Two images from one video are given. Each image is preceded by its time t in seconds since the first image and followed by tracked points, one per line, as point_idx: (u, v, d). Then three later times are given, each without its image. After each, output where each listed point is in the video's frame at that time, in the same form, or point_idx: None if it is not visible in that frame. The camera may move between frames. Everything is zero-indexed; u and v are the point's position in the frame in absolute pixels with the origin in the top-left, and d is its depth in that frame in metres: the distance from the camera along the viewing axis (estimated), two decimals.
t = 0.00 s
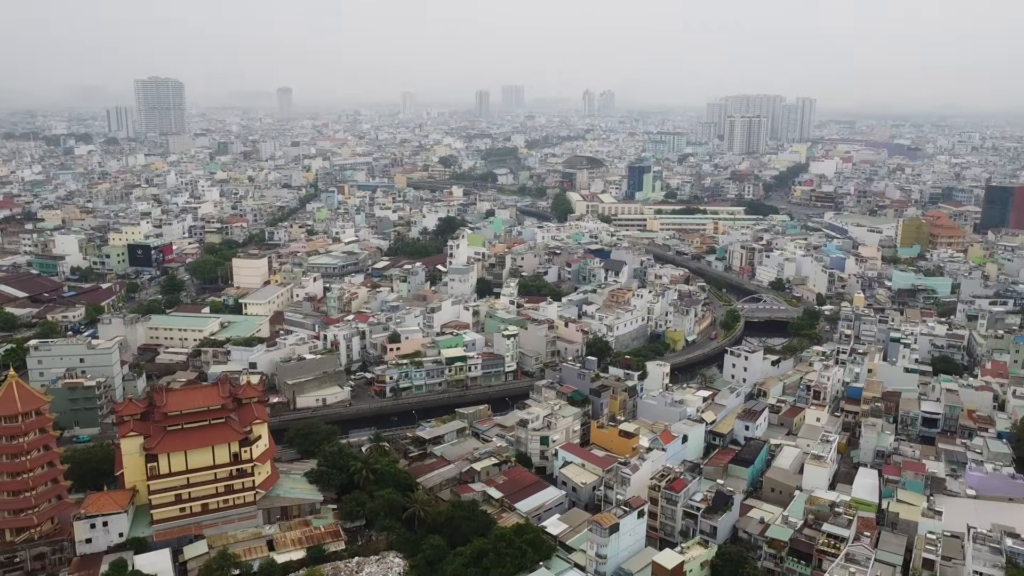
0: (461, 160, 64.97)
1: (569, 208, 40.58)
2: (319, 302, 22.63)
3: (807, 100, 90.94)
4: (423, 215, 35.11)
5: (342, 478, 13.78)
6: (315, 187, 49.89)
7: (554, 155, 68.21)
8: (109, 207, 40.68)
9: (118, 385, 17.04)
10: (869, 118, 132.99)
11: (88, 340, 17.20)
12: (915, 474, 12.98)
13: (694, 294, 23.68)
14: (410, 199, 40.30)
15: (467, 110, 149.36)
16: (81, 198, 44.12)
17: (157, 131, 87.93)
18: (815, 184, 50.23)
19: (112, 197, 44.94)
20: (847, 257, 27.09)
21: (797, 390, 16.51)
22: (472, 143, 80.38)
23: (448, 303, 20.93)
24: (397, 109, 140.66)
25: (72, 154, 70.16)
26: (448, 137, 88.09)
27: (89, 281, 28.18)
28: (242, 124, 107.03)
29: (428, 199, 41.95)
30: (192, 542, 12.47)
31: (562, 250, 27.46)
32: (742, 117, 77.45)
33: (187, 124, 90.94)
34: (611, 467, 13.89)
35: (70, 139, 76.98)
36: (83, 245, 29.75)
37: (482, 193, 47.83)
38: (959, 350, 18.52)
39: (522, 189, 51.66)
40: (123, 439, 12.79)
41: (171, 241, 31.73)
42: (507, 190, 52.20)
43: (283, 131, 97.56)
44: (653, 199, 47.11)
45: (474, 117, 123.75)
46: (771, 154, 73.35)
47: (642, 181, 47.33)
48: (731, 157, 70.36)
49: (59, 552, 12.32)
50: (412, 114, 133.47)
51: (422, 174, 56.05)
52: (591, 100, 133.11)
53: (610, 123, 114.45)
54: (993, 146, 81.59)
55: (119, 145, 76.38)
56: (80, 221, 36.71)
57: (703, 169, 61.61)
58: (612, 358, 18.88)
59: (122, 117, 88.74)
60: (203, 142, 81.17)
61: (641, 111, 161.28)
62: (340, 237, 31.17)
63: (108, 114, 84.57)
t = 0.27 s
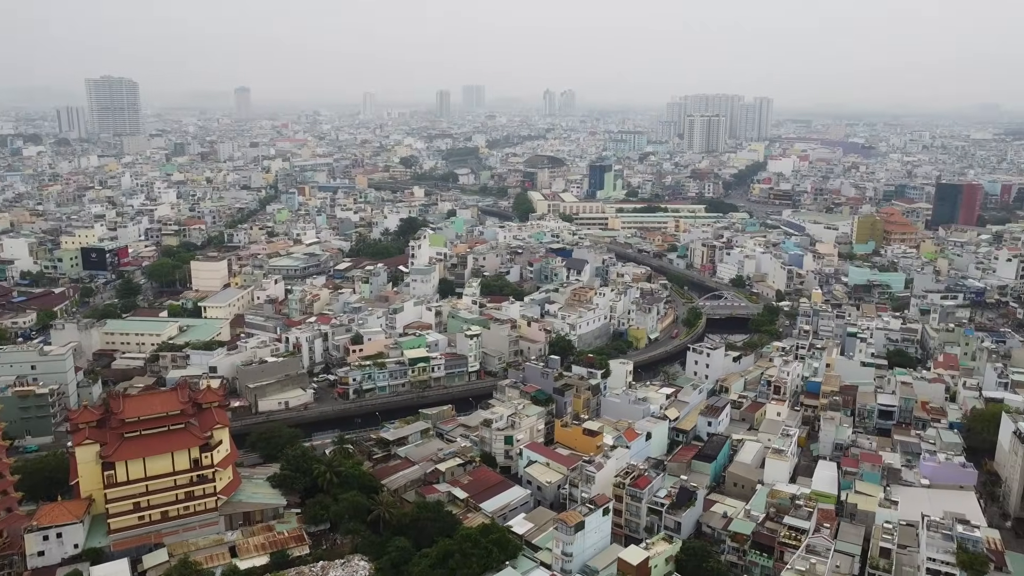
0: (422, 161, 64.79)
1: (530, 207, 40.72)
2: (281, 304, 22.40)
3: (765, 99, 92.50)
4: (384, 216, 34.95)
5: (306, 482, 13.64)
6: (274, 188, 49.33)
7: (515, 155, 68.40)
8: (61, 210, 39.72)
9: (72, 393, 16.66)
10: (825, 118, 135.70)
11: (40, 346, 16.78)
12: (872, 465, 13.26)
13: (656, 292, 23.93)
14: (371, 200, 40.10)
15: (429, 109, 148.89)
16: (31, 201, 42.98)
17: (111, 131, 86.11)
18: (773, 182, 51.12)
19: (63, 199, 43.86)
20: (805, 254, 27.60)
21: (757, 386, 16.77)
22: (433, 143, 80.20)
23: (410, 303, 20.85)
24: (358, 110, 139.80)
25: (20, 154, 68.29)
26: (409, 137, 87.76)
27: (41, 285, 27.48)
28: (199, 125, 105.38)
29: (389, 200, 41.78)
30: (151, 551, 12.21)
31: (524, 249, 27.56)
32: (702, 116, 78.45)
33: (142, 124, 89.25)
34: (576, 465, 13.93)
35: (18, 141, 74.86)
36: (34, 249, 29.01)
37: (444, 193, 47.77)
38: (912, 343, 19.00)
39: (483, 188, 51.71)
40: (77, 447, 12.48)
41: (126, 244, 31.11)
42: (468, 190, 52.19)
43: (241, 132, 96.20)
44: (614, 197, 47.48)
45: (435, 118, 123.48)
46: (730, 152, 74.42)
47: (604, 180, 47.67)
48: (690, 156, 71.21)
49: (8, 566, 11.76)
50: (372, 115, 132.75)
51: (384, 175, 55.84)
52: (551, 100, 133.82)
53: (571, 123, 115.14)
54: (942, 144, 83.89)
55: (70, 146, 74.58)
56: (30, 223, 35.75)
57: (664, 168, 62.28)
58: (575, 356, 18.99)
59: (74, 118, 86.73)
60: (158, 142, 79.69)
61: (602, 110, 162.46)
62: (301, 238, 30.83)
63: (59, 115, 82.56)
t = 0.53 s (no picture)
0: (384, 161, 64.53)
1: (492, 207, 40.78)
2: (241, 307, 22.12)
3: (724, 99, 93.90)
4: (346, 217, 34.72)
5: (269, 486, 13.48)
6: (233, 189, 48.71)
7: (477, 155, 68.46)
8: (10, 213, 38.65)
9: (24, 401, 16.22)
10: (783, 118, 138.06)
11: None
12: (831, 458, 13.51)
13: (618, 291, 24.12)
14: (332, 201, 39.81)
15: (391, 109, 148.15)
16: None
17: (62, 132, 84.16)
18: (733, 180, 51.88)
19: (13, 202, 42.69)
20: (765, 251, 28.07)
21: (720, 382, 17.00)
22: (395, 144, 79.86)
23: (373, 304, 20.74)
24: (319, 110, 138.67)
25: None
26: (370, 137, 87.26)
27: None
28: (155, 125, 103.55)
29: (351, 202, 41.53)
30: (110, 561, 11.93)
31: (487, 249, 27.60)
32: (662, 116, 79.33)
33: (96, 125, 87.39)
34: (541, 465, 13.96)
35: None
36: None
37: (406, 193, 47.60)
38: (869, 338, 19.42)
39: (445, 189, 51.65)
40: (29, 457, 12.12)
41: (80, 247, 30.41)
42: (430, 191, 52.06)
43: (198, 133, 94.71)
44: (576, 196, 47.77)
45: (398, 118, 122.99)
46: (690, 151, 75.37)
47: (565, 179, 47.93)
48: (651, 154, 71.99)
49: None
50: (332, 116, 131.81)
51: (345, 176, 55.52)
52: (512, 99, 134.30)
53: (533, 122, 115.63)
54: (894, 142, 86.04)
55: (20, 148, 72.60)
56: None
57: (625, 166, 62.90)
58: (539, 355, 19.07)
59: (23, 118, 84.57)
60: (112, 143, 78.14)
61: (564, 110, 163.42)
62: (261, 241, 30.48)
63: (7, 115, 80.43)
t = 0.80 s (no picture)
0: (345, 162, 64.07)
1: (454, 207, 40.73)
2: (201, 311, 21.79)
3: (684, 98, 95.01)
4: (307, 218, 34.41)
5: (231, 492, 13.30)
6: (191, 191, 47.95)
7: (438, 155, 68.36)
8: None
9: None
10: (742, 117, 140.08)
11: None
12: (792, 451, 13.73)
13: (581, 290, 24.26)
14: (292, 202, 39.43)
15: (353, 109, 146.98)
16: None
17: (9, 133, 81.85)
18: (693, 179, 52.50)
19: None
20: (725, 248, 28.44)
21: (682, 379, 17.19)
22: (356, 144, 79.34)
23: (336, 306, 20.57)
24: (279, 110, 137.06)
25: None
26: (331, 138, 86.53)
27: None
28: (110, 125, 101.33)
29: (312, 203, 41.19)
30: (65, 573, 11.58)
31: (449, 249, 27.59)
32: (623, 115, 79.98)
33: (46, 125, 85.28)
34: (506, 464, 13.97)
35: None
36: None
37: (367, 194, 47.33)
38: (827, 333, 19.80)
39: (407, 189, 51.44)
40: None
41: (31, 252, 29.66)
42: (392, 191, 51.83)
43: (153, 133, 92.87)
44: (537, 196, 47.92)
45: (359, 118, 122.12)
46: (651, 150, 76.14)
47: (527, 179, 48.07)
48: (613, 153, 72.53)
49: None
50: (292, 117, 130.47)
51: (305, 177, 55.01)
52: (473, 100, 134.33)
53: (496, 122, 115.78)
54: (848, 141, 87.96)
55: None
56: None
57: (587, 165, 63.25)
58: (503, 355, 19.11)
59: None
60: (64, 144, 76.26)
61: (527, 110, 163.98)
62: (221, 243, 30.07)
63: None
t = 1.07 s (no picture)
0: (305, 164, 63.40)
1: (416, 207, 40.62)
2: (159, 315, 21.43)
3: (645, 98, 95.93)
4: (267, 220, 34.04)
5: (192, 498, 13.08)
6: (148, 193, 47.07)
7: (400, 155, 68.15)
8: None
9: None
10: (703, 116, 141.84)
11: None
12: (754, 446, 13.94)
13: (544, 289, 24.37)
14: (252, 204, 38.97)
15: (313, 109, 145.58)
16: None
17: None
18: (654, 177, 53.03)
19: None
20: (687, 246, 28.80)
21: (646, 377, 17.35)
22: (316, 145, 78.67)
23: (297, 308, 20.38)
24: (238, 110, 135.21)
25: None
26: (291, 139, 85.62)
27: None
28: (62, 126, 98.87)
29: (272, 205, 40.72)
30: None
31: (411, 250, 27.53)
32: (585, 115, 80.47)
33: None
34: (471, 464, 13.98)
35: None
36: None
37: (328, 195, 46.98)
38: (787, 328, 20.15)
39: (369, 190, 51.16)
40: None
41: None
42: (353, 192, 51.51)
43: (108, 134, 90.91)
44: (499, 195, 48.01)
45: (321, 118, 121.04)
46: (612, 149, 76.76)
47: (489, 179, 48.14)
48: (575, 153, 72.92)
49: None
50: (251, 117, 128.75)
51: (266, 178, 54.39)
52: (434, 100, 134.03)
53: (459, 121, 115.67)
54: (805, 140, 89.62)
55: None
56: None
57: (549, 164, 63.52)
58: (466, 355, 19.12)
59: None
60: (14, 145, 74.25)
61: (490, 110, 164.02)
62: (179, 245, 29.59)
63: None
